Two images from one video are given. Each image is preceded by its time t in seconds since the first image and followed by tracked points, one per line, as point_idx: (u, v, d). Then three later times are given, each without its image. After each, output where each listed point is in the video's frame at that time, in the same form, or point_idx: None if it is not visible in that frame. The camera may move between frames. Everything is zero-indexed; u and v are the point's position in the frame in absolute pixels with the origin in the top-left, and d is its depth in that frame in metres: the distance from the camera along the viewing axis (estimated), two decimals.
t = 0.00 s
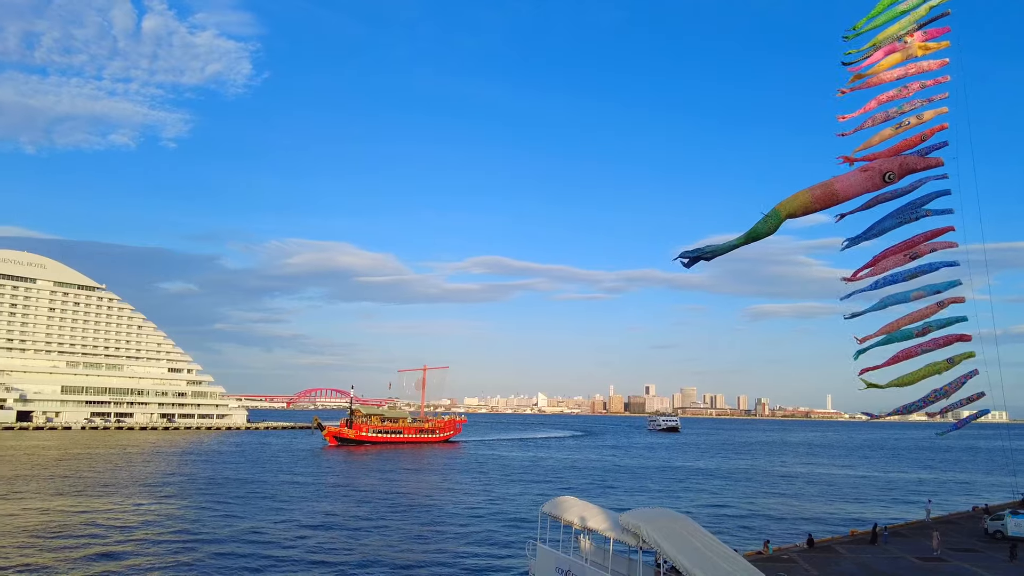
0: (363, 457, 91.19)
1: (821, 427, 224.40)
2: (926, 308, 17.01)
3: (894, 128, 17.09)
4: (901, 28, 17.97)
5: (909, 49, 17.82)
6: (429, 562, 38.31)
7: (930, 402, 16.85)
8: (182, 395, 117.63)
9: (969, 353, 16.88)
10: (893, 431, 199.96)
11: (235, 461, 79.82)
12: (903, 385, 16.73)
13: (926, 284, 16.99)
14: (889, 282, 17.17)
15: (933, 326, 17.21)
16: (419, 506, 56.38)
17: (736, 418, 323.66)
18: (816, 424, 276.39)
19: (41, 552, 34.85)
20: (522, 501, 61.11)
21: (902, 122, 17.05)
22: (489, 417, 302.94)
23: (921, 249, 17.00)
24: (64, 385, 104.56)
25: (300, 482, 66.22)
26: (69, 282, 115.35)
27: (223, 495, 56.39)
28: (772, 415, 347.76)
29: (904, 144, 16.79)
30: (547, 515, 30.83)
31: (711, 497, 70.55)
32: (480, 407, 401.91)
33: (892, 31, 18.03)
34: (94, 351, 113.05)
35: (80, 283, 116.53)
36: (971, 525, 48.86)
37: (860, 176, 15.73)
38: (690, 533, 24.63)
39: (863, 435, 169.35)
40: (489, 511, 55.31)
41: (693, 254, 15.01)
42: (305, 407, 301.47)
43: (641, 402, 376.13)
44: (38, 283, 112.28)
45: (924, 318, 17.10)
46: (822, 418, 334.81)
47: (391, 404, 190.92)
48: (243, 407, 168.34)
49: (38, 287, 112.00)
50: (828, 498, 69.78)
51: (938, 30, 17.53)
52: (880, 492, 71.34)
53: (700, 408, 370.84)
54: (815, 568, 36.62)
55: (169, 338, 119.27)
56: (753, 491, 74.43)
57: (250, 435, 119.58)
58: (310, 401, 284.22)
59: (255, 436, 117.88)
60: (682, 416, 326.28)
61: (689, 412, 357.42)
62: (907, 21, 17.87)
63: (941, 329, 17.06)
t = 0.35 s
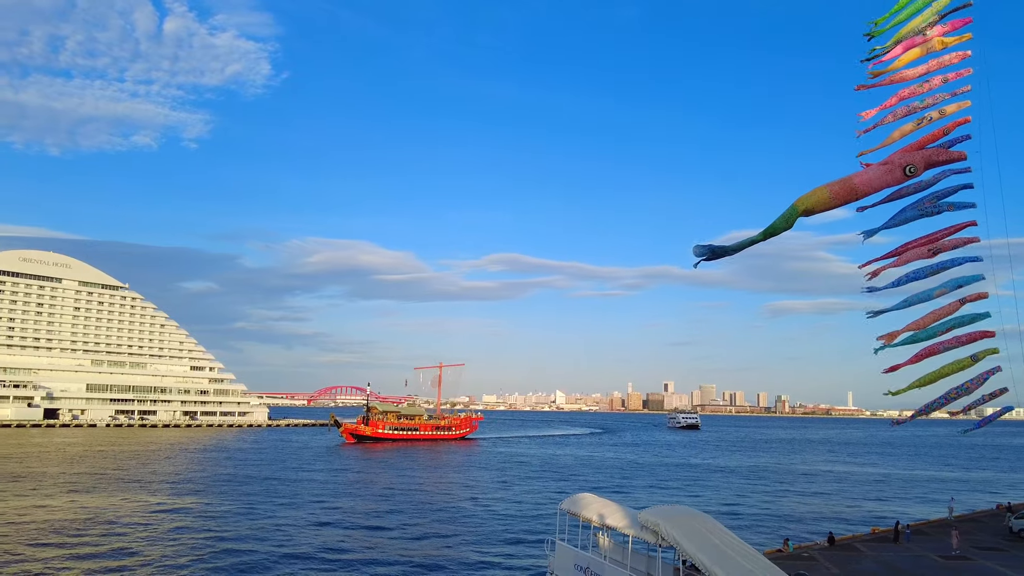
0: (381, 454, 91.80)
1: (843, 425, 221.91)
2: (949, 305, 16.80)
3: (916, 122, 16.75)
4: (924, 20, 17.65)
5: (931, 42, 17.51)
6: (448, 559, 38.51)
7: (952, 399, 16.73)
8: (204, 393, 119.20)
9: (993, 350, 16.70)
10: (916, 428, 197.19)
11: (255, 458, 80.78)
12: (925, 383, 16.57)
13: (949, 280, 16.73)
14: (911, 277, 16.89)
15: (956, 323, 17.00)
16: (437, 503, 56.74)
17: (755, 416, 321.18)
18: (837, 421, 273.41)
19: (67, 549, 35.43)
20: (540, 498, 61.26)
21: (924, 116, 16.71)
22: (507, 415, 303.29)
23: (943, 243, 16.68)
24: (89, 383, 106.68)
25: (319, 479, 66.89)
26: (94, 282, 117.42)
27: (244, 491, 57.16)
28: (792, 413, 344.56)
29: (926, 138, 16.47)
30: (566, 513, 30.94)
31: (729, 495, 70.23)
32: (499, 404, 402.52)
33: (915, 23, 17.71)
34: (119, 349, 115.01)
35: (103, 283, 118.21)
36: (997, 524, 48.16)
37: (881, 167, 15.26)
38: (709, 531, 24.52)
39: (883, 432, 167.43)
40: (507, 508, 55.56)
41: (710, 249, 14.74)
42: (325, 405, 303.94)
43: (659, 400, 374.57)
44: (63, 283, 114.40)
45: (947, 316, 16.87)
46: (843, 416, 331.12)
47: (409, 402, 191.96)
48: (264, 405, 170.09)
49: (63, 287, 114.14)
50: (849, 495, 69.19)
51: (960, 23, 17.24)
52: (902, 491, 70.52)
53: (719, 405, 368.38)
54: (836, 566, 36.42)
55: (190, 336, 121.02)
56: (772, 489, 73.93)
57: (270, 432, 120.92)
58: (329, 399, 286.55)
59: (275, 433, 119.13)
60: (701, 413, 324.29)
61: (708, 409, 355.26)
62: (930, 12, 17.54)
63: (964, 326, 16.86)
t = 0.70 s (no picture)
0: (399, 451, 92.34)
1: (865, 422, 219.27)
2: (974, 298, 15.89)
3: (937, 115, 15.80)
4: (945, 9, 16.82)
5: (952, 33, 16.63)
6: (466, 556, 38.71)
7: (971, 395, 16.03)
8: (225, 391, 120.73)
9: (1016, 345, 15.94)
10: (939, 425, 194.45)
11: (275, 455, 81.59)
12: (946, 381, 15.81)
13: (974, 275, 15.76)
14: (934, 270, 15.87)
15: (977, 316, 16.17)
16: (454, 500, 57.03)
17: (775, 412, 318.45)
18: (859, 417, 270.38)
19: (92, 546, 36.11)
20: (557, 495, 61.35)
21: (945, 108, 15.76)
22: (524, 411, 303.37)
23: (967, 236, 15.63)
24: (113, 381, 108.62)
25: (337, 476, 67.45)
26: (117, 281, 118.96)
27: (264, 488, 57.82)
28: (813, 409, 341.27)
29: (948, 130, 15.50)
30: (584, 509, 31.05)
31: (747, 492, 69.86)
32: (516, 402, 402.78)
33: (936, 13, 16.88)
34: (141, 348, 116.71)
35: (126, 282, 119.74)
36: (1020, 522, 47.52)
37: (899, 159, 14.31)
38: (729, 528, 24.36)
39: (904, 429, 165.37)
40: (524, 506, 55.69)
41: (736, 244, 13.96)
42: (343, 403, 306.11)
43: (678, 396, 372.65)
44: (87, 283, 116.29)
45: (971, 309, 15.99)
46: (864, 412, 327.46)
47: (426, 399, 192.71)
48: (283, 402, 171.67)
49: (86, 286, 115.94)
50: (869, 493, 68.52)
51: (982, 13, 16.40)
52: (923, 488, 69.70)
53: (738, 401, 365.78)
54: (856, 563, 36.17)
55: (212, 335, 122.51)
56: (791, 486, 73.39)
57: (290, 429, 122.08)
58: (348, 396, 288.62)
59: (294, 431, 120.28)
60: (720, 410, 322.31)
61: (727, 406, 353.01)
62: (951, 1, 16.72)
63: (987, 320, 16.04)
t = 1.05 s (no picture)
0: (415, 448, 92.88)
1: (884, 417, 217.78)
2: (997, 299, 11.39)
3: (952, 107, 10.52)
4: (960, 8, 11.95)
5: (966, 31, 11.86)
6: (483, 553, 38.90)
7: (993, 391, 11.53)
8: (245, 388, 122.09)
9: None
10: (960, 420, 192.65)
11: (293, 452, 82.42)
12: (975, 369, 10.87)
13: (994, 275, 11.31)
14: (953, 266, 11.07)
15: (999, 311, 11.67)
16: (470, 497, 57.26)
17: (793, 408, 316.89)
18: (878, 414, 268.28)
19: (114, 543, 36.57)
20: (572, 492, 61.41)
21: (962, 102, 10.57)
22: (541, 408, 304.10)
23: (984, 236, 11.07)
24: (134, 379, 110.21)
25: (354, 473, 67.96)
26: (137, 280, 120.11)
27: (281, 485, 58.35)
28: (831, 406, 339.23)
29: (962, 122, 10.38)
30: (602, 506, 31.10)
31: (764, 489, 69.46)
32: (533, 398, 404.08)
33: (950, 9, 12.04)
34: (162, 346, 118.12)
35: (147, 282, 120.88)
36: None
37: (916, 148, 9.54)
38: (747, 525, 24.14)
39: (923, 424, 163.92)
40: (539, 503, 55.79)
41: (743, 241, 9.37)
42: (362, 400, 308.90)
43: (695, 393, 371.99)
44: (108, 282, 117.57)
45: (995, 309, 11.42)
46: (883, 409, 324.97)
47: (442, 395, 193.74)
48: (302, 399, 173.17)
49: (108, 286, 117.31)
50: (889, 489, 67.94)
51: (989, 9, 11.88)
52: (944, 484, 68.89)
53: (755, 398, 364.02)
54: (876, 560, 35.91)
55: (231, 333, 123.92)
56: (809, 482, 72.91)
57: (308, 426, 123.32)
58: (367, 394, 291.00)
59: (312, 428, 121.36)
60: (737, 406, 321.29)
61: (744, 402, 351.76)
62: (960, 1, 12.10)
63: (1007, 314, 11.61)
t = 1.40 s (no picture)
0: (429, 445, 93.43)
1: (901, 414, 216.27)
2: None
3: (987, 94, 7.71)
4: None
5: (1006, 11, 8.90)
6: (497, 551, 39.05)
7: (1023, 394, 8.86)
8: (261, 386, 123.31)
9: None
10: (978, 417, 190.90)
11: (308, 450, 83.15)
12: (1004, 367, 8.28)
13: None
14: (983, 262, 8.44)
15: None
16: (484, 494, 57.47)
17: (809, 405, 315.26)
18: (895, 409, 266.25)
19: (134, 541, 37.06)
20: (586, 489, 61.47)
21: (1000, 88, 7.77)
22: (556, 405, 304.49)
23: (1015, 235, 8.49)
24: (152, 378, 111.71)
25: (368, 470, 68.46)
26: (154, 280, 121.08)
27: (297, 483, 58.85)
28: (847, 402, 337.03)
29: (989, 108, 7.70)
30: (616, 503, 31.14)
31: (779, 486, 69.20)
32: (547, 395, 404.59)
33: None
34: (179, 344, 119.42)
35: (165, 281, 121.90)
36: None
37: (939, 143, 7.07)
38: (763, 522, 23.92)
39: (941, 420, 162.54)
40: (553, 500, 55.90)
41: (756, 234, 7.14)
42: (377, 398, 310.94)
43: (710, 390, 370.82)
44: (127, 281, 118.65)
45: None
46: (900, 405, 322.53)
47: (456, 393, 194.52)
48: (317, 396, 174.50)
49: (127, 285, 118.42)
50: (905, 486, 67.46)
51: None
52: (962, 481, 68.38)
53: (771, 394, 362.28)
54: (894, 557, 35.69)
55: (248, 332, 125.06)
56: (824, 479, 72.52)
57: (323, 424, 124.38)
58: (381, 391, 292.79)
59: (327, 425, 122.37)
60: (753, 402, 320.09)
61: (760, 399, 350.25)
62: None
63: None
